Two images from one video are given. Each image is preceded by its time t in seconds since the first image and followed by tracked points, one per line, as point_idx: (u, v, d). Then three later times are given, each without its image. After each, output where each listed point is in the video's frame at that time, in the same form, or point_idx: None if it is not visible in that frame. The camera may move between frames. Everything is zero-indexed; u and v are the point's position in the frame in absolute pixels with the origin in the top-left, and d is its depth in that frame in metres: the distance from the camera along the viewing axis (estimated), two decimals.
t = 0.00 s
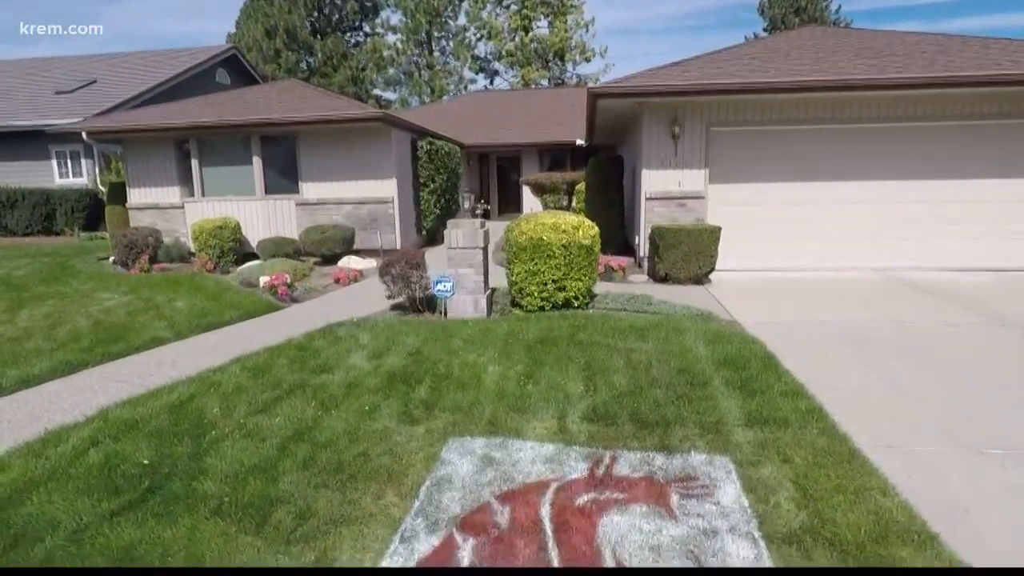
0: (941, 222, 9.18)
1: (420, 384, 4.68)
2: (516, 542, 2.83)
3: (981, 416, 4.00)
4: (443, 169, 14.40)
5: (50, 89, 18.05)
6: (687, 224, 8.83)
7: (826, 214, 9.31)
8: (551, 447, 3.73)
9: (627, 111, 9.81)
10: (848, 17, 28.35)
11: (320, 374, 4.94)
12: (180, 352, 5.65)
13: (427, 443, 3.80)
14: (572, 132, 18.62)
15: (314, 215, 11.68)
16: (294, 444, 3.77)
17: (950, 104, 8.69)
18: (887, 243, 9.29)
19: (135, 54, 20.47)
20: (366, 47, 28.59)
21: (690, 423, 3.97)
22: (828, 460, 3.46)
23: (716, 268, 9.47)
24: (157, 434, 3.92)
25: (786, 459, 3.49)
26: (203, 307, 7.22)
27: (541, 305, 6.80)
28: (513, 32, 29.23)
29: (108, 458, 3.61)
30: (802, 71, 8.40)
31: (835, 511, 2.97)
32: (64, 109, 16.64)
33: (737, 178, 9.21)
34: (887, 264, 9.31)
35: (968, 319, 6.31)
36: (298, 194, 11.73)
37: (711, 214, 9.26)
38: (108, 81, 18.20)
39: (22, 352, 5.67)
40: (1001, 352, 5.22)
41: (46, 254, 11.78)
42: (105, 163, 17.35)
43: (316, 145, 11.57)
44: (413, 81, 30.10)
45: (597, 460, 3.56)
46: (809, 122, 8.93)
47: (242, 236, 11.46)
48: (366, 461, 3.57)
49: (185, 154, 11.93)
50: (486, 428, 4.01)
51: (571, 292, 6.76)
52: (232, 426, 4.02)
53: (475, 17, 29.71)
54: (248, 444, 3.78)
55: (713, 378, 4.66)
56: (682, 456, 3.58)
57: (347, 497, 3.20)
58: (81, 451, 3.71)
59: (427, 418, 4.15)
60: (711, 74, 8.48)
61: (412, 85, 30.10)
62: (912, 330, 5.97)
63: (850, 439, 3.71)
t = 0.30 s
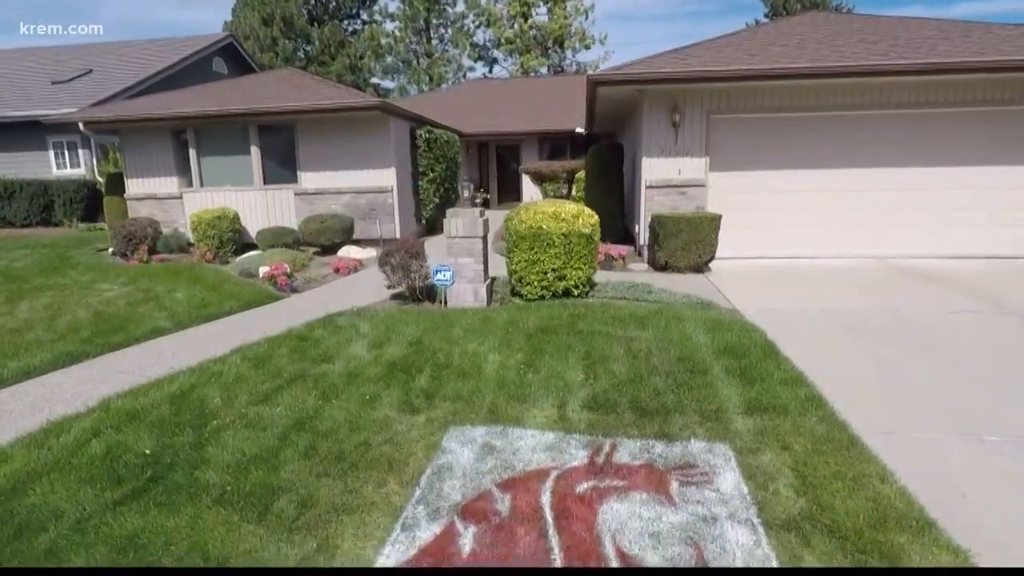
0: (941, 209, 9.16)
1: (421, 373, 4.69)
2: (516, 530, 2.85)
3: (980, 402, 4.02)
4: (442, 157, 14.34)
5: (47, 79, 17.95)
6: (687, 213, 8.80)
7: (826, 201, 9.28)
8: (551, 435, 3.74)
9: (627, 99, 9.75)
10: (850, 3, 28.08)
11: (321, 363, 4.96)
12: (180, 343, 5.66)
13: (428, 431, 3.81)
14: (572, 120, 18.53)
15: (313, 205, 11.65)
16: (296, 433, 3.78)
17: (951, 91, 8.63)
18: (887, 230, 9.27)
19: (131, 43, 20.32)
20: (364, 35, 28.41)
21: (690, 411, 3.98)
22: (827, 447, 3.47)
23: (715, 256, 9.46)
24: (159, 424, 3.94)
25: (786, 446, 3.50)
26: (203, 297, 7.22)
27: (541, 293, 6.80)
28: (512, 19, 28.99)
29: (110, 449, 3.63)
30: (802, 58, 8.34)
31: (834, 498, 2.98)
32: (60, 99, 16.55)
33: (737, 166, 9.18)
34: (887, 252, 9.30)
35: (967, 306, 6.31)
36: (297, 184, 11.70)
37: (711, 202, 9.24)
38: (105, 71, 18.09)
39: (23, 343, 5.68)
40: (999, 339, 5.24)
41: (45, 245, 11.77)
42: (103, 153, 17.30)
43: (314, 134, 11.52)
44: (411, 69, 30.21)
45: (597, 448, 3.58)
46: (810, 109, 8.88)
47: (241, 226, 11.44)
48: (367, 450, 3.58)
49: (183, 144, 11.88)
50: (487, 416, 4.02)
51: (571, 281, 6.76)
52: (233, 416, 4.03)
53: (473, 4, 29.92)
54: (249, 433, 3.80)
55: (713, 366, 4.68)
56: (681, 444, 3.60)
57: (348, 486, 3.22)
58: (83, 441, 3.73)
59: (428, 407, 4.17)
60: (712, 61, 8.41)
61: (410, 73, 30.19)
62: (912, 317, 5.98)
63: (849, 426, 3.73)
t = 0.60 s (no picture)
0: (941, 196, 9.13)
1: (421, 362, 4.70)
2: (517, 517, 2.86)
3: (979, 389, 4.03)
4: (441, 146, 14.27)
5: (42, 67, 17.83)
6: (687, 200, 8.77)
7: (827, 189, 9.25)
8: (551, 423, 3.75)
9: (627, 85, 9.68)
10: None
11: (322, 352, 4.96)
12: (180, 332, 5.66)
13: (428, 419, 3.83)
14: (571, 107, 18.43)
15: (312, 194, 11.62)
16: (296, 422, 3.79)
17: (953, 77, 8.57)
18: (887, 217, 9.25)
19: (126, 30, 20.16)
20: (361, 21, 28.21)
21: (690, 398, 4.00)
22: (825, 434, 3.48)
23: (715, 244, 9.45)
24: (160, 413, 3.95)
25: (785, 433, 3.52)
26: (203, 286, 7.22)
27: (540, 282, 6.80)
28: (511, 5, 28.72)
29: (112, 438, 3.64)
30: (804, 44, 8.27)
31: (833, 484, 2.99)
32: (56, 87, 16.44)
33: (737, 153, 9.14)
34: (887, 239, 9.28)
35: (967, 293, 6.30)
36: (296, 172, 11.66)
37: (711, 190, 9.21)
38: (101, 59, 17.96)
39: (23, 333, 5.69)
40: (999, 326, 5.24)
41: (43, 235, 11.75)
42: (100, 142, 17.23)
43: (313, 122, 11.46)
44: (410, 57, 30.19)
45: (597, 436, 3.59)
46: (811, 96, 8.82)
47: (240, 215, 11.42)
48: (368, 439, 3.59)
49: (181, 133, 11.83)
50: (487, 405, 4.03)
51: (571, 269, 6.75)
52: (234, 405, 4.04)
53: None
54: (250, 422, 3.81)
55: (712, 354, 4.68)
56: (681, 431, 3.61)
57: (349, 474, 3.23)
58: (85, 431, 3.74)
59: (428, 395, 4.18)
60: (712, 47, 8.34)
61: (409, 61, 30.19)
62: (912, 304, 5.99)
63: (848, 413, 3.74)
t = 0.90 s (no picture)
0: (942, 182, 9.10)
1: (421, 351, 4.70)
2: (518, 504, 2.88)
3: (978, 376, 4.04)
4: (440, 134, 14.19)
5: (39, 56, 17.71)
6: (687, 188, 8.74)
7: (827, 176, 9.21)
8: (551, 411, 3.76)
9: (627, 72, 9.62)
10: None
11: (322, 341, 4.97)
12: (181, 322, 5.67)
13: (429, 407, 3.84)
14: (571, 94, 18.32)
15: (311, 183, 11.59)
16: (297, 411, 3.81)
17: (955, 62, 8.50)
18: (888, 204, 9.22)
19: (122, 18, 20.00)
20: (359, 8, 28.02)
21: (689, 386, 4.01)
22: (824, 420, 3.49)
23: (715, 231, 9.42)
24: (161, 402, 3.96)
25: (785, 420, 3.52)
26: (202, 276, 7.22)
27: (540, 270, 6.80)
28: None
29: (113, 427, 3.66)
30: (805, 29, 8.20)
31: (832, 470, 3.01)
32: (53, 76, 16.34)
33: (737, 140, 9.09)
34: (887, 226, 9.25)
35: (967, 280, 6.29)
36: (294, 161, 11.62)
37: (711, 177, 9.17)
38: (97, 47, 17.84)
39: (23, 323, 5.69)
40: (999, 313, 5.24)
41: (42, 225, 11.73)
42: (97, 132, 17.16)
43: (311, 110, 11.40)
44: (408, 45, 30.08)
45: (597, 423, 3.60)
46: (812, 82, 8.76)
47: (238, 204, 11.38)
48: (369, 427, 3.60)
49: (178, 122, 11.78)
50: (487, 393, 4.04)
51: (571, 257, 6.75)
52: (235, 394, 4.05)
53: None
54: (252, 411, 3.82)
55: (712, 341, 4.69)
56: (681, 418, 3.62)
57: (351, 462, 3.25)
58: (86, 421, 3.75)
59: (428, 383, 4.19)
60: (712, 32, 8.28)
61: (407, 48, 30.04)
62: (912, 291, 5.98)
63: (847, 400, 3.75)
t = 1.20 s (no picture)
0: (943, 167, 9.05)
1: (421, 338, 4.71)
2: (518, 490, 2.89)
3: (977, 362, 4.04)
4: (439, 120, 14.11)
5: (33, 43, 17.59)
6: (687, 174, 8.71)
7: (828, 161, 9.17)
8: (551, 397, 3.77)
9: (626, 56, 9.54)
10: None
11: (322, 329, 4.97)
12: (181, 311, 5.67)
13: (429, 394, 3.85)
14: (571, 79, 18.20)
15: (310, 170, 11.55)
16: (298, 399, 3.82)
17: (958, 45, 8.41)
18: (889, 189, 9.18)
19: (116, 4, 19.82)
20: None
21: (689, 371, 4.01)
22: (823, 406, 3.50)
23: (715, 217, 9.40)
24: (162, 391, 3.97)
25: (784, 405, 3.54)
26: (201, 265, 7.22)
27: (540, 257, 6.79)
28: None
29: (115, 416, 3.67)
30: (807, 13, 8.11)
31: (831, 455, 3.02)
32: (48, 64, 16.25)
33: (738, 125, 9.04)
34: (888, 211, 9.22)
35: (968, 266, 6.28)
36: (293, 149, 11.57)
37: (711, 163, 9.13)
38: (92, 34, 17.71)
39: (23, 313, 5.70)
40: (999, 298, 5.23)
41: (40, 214, 11.71)
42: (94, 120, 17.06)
43: (309, 97, 11.32)
44: (406, 30, 29.76)
45: (597, 409, 3.61)
46: (814, 66, 8.68)
47: (237, 192, 11.35)
48: (369, 414, 3.62)
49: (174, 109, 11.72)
50: (487, 380, 4.04)
51: (571, 244, 6.73)
52: (236, 382, 4.06)
53: None
54: (253, 399, 3.83)
55: (712, 327, 4.69)
56: (681, 404, 3.63)
57: (352, 449, 3.26)
58: (88, 409, 3.77)
59: (428, 370, 4.20)
60: (713, 16, 8.19)
61: (405, 33, 29.82)
62: (913, 277, 5.97)
63: (847, 386, 3.75)
